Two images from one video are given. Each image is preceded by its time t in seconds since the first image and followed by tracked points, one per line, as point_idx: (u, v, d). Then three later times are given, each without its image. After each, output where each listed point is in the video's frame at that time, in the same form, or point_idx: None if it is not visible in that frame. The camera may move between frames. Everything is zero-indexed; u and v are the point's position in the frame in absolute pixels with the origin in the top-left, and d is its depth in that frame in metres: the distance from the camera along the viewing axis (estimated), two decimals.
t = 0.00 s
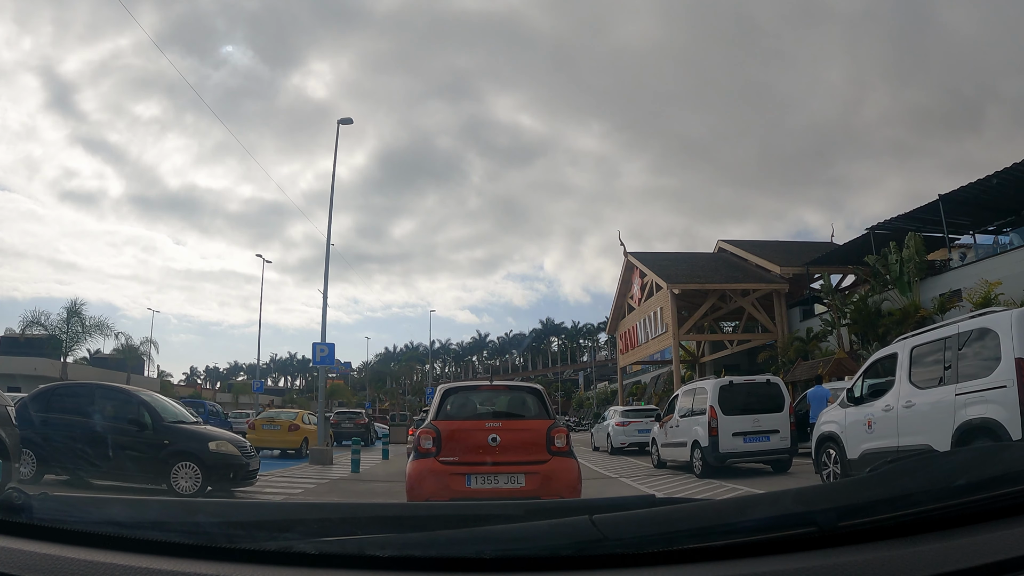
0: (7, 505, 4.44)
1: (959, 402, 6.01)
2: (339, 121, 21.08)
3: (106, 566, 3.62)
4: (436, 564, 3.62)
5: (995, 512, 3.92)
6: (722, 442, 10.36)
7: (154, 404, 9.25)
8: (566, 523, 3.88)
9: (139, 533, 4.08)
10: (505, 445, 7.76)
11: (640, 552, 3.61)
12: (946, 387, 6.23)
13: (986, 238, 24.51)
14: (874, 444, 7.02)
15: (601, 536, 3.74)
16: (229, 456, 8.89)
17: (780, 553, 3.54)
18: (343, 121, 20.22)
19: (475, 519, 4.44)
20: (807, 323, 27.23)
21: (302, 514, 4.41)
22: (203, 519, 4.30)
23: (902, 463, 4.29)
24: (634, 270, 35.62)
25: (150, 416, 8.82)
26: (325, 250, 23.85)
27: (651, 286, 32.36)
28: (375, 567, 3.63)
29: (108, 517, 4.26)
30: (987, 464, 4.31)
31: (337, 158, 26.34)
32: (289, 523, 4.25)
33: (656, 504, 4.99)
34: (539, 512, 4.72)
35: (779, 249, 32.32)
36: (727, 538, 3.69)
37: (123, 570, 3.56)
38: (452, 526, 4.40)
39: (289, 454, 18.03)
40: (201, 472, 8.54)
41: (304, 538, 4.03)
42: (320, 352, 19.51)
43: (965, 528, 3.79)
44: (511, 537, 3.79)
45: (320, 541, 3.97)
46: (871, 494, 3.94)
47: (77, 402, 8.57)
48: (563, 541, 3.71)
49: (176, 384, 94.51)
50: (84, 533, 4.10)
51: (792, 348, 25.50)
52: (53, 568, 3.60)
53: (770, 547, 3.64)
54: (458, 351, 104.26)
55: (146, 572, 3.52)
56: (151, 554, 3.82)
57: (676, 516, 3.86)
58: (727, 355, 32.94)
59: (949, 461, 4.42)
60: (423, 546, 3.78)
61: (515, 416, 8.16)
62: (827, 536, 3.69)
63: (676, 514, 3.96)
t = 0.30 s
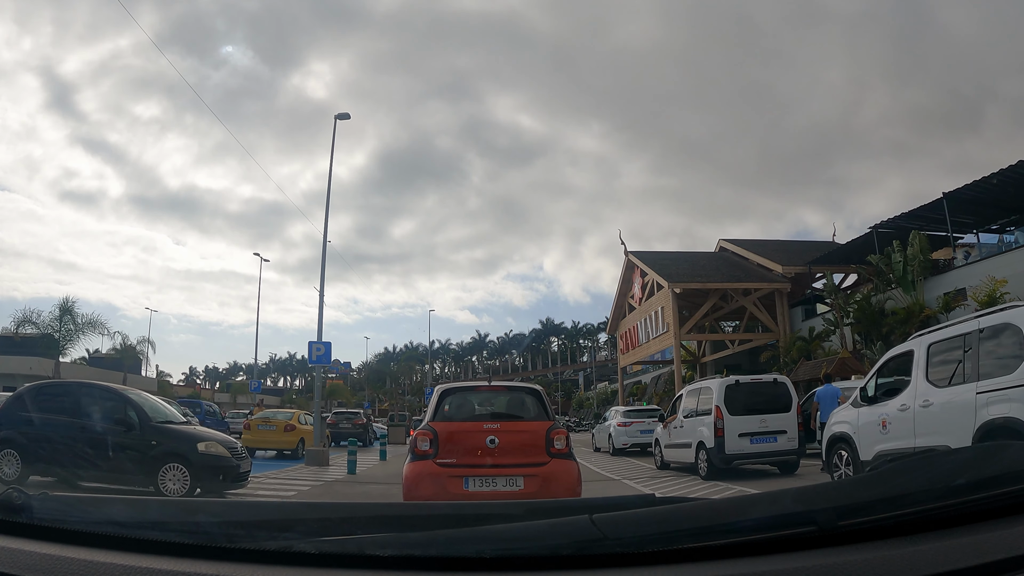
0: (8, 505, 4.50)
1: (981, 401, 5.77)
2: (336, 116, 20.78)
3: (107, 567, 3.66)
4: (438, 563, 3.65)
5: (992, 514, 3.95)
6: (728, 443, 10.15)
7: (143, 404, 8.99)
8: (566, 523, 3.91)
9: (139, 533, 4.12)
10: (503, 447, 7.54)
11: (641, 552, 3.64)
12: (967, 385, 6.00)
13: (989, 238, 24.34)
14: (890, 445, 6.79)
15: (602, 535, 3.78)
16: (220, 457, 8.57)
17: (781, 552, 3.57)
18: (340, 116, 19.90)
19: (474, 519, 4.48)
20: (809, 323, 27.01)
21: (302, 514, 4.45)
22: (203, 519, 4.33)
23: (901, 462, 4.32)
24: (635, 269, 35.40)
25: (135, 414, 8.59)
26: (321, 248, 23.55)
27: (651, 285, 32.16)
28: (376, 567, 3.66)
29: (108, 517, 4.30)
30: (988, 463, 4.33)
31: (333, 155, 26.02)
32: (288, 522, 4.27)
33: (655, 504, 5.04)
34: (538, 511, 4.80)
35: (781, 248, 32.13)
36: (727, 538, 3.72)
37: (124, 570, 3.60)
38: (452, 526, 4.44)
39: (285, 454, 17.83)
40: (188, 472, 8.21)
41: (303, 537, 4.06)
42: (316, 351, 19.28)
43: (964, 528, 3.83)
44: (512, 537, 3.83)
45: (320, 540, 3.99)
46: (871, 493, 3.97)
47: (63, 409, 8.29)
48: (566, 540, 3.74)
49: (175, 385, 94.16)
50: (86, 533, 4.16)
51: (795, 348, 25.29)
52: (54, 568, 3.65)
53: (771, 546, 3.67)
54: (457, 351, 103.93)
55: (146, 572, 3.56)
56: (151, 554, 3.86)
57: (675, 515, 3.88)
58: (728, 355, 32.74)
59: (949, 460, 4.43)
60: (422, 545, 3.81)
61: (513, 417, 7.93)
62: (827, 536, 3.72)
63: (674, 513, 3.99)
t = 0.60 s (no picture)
0: (8, 504, 4.71)
1: (1004, 401, 5.52)
2: (332, 110, 20.45)
3: (107, 566, 3.86)
4: (439, 562, 3.88)
5: (993, 513, 4.08)
6: (734, 444, 9.94)
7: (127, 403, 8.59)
8: (567, 524, 4.16)
9: (137, 533, 4.33)
10: (501, 449, 7.32)
11: (639, 551, 3.87)
12: (990, 384, 5.74)
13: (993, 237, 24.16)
14: (906, 446, 6.57)
15: (602, 535, 4.01)
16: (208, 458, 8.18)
17: (769, 550, 3.82)
18: (336, 111, 19.59)
19: (474, 520, 4.73)
20: (812, 322, 26.78)
21: (299, 514, 4.70)
22: (203, 519, 4.55)
23: (903, 465, 4.50)
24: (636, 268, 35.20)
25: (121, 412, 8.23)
26: (317, 245, 23.25)
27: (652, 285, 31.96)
28: (378, 566, 3.90)
29: (107, 516, 4.52)
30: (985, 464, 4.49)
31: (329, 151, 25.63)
32: (287, 523, 4.49)
33: (647, 505, 5.28)
34: (538, 511, 5.03)
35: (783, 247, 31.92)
36: (725, 538, 3.95)
37: (126, 567, 3.81)
38: (454, 526, 4.69)
39: (281, 455, 17.61)
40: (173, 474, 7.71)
41: (303, 538, 4.30)
42: (311, 349, 19.05)
43: (963, 527, 3.98)
44: (513, 537, 4.07)
45: (319, 540, 4.23)
46: (872, 494, 4.14)
47: (43, 411, 7.87)
48: (565, 540, 3.99)
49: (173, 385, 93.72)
50: (85, 533, 4.36)
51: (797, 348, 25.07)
52: (55, 567, 3.84)
53: (770, 546, 3.88)
54: (457, 351, 103.45)
55: (148, 571, 3.77)
56: (151, 553, 4.07)
57: (670, 517, 4.11)
58: (729, 355, 32.55)
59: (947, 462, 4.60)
60: (425, 545, 4.06)
61: (511, 418, 7.69)
62: (826, 535, 3.91)
63: (672, 514, 4.22)
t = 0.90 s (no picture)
0: (7, 505, 4.65)
1: None
2: (328, 106, 20.16)
3: (106, 567, 3.82)
4: (438, 563, 3.81)
5: (993, 514, 4.05)
6: (741, 446, 9.74)
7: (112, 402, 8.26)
8: (568, 524, 4.06)
9: (138, 534, 4.29)
10: (499, 451, 7.10)
11: (640, 552, 3.79)
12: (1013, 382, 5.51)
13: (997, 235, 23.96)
14: (924, 447, 6.39)
15: (602, 536, 3.92)
16: (195, 460, 7.80)
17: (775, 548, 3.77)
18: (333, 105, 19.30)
19: (474, 521, 4.63)
20: (814, 322, 26.59)
21: (300, 515, 4.63)
22: (203, 519, 4.49)
23: (901, 464, 4.47)
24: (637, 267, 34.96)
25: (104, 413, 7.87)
26: (314, 244, 22.99)
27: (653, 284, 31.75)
28: (377, 567, 3.84)
29: (107, 517, 4.46)
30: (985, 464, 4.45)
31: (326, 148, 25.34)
32: (287, 524, 4.44)
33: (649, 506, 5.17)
34: (538, 513, 4.94)
35: (784, 246, 31.68)
36: (726, 539, 3.87)
37: (124, 568, 3.78)
38: (452, 526, 4.61)
39: (277, 456, 17.38)
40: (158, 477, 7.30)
41: (303, 538, 4.25)
42: (307, 348, 18.82)
43: (963, 528, 3.95)
44: (512, 538, 3.98)
45: (319, 541, 4.18)
46: (871, 494, 4.10)
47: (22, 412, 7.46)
48: (566, 541, 3.90)
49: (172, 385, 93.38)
50: (84, 535, 4.31)
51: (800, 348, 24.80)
52: (53, 568, 3.80)
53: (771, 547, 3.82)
54: (457, 351, 103.15)
55: (146, 572, 3.73)
56: (152, 554, 4.03)
57: (671, 518, 4.01)
58: (731, 355, 32.30)
59: (947, 462, 4.56)
60: (423, 546, 3.98)
61: (510, 419, 7.46)
62: (826, 536, 3.86)
63: (673, 514, 4.13)
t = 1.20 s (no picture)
0: (7, 504, 4.44)
1: None
2: (325, 101, 19.87)
3: (105, 567, 3.68)
4: (438, 563, 3.68)
5: (997, 515, 3.79)
6: (748, 447, 9.50)
7: (98, 400, 7.98)
8: (568, 524, 3.90)
9: (140, 534, 4.14)
10: (498, 452, 6.89)
11: (640, 553, 3.64)
12: None
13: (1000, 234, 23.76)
14: (941, 447, 6.19)
15: (604, 535, 3.77)
16: (182, 461, 7.50)
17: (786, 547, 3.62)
18: (329, 101, 19.08)
19: (474, 521, 4.52)
20: (817, 321, 26.37)
21: (301, 514, 4.48)
22: (204, 519, 4.35)
23: (902, 463, 4.24)
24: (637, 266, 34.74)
25: (88, 411, 7.58)
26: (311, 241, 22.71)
27: (654, 283, 31.53)
28: (377, 567, 3.71)
29: (107, 517, 4.30)
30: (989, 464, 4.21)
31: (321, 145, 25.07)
32: (288, 523, 4.29)
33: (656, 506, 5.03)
34: (538, 513, 4.83)
35: (786, 245, 31.47)
36: (725, 540, 3.70)
37: (123, 569, 3.64)
38: (451, 527, 4.50)
39: (272, 457, 17.16)
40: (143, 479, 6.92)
41: (304, 537, 4.11)
42: (302, 347, 18.60)
43: (966, 529, 3.71)
44: (510, 538, 3.84)
45: (319, 541, 4.03)
46: (871, 494, 3.89)
47: (0, 408, 7.14)
48: (567, 541, 3.74)
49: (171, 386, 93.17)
50: (84, 534, 4.16)
51: (802, 347, 24.53)
52: (53, 568, 3.65)
53: (770, 548, 3.66)
54: (456, 352, 103.04)
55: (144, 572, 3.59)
56: (152, 555, 3.88)
57: (673, 517, 3.85)
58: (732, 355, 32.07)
59: (950, 461, 4.33)
60: (423, 546, 3.83)
61: (509, 420, 7.25)
62: (826, 538, 3.68)
63: (676, 513, 3.97)
